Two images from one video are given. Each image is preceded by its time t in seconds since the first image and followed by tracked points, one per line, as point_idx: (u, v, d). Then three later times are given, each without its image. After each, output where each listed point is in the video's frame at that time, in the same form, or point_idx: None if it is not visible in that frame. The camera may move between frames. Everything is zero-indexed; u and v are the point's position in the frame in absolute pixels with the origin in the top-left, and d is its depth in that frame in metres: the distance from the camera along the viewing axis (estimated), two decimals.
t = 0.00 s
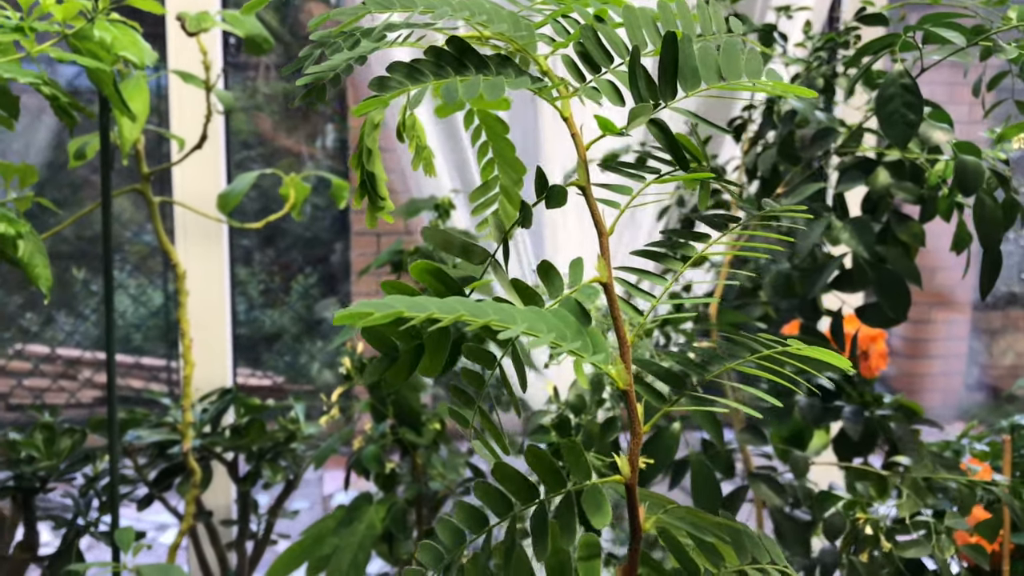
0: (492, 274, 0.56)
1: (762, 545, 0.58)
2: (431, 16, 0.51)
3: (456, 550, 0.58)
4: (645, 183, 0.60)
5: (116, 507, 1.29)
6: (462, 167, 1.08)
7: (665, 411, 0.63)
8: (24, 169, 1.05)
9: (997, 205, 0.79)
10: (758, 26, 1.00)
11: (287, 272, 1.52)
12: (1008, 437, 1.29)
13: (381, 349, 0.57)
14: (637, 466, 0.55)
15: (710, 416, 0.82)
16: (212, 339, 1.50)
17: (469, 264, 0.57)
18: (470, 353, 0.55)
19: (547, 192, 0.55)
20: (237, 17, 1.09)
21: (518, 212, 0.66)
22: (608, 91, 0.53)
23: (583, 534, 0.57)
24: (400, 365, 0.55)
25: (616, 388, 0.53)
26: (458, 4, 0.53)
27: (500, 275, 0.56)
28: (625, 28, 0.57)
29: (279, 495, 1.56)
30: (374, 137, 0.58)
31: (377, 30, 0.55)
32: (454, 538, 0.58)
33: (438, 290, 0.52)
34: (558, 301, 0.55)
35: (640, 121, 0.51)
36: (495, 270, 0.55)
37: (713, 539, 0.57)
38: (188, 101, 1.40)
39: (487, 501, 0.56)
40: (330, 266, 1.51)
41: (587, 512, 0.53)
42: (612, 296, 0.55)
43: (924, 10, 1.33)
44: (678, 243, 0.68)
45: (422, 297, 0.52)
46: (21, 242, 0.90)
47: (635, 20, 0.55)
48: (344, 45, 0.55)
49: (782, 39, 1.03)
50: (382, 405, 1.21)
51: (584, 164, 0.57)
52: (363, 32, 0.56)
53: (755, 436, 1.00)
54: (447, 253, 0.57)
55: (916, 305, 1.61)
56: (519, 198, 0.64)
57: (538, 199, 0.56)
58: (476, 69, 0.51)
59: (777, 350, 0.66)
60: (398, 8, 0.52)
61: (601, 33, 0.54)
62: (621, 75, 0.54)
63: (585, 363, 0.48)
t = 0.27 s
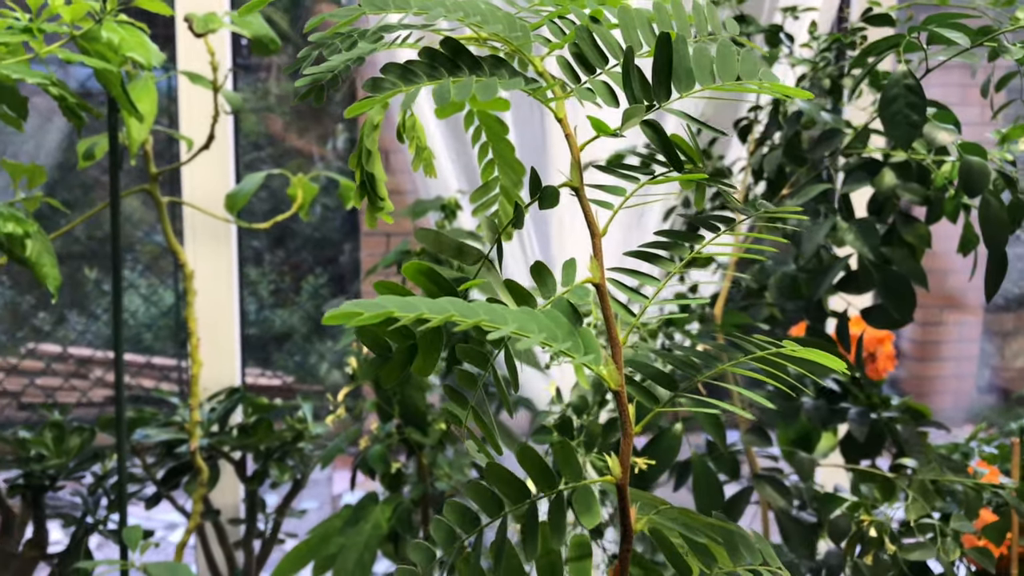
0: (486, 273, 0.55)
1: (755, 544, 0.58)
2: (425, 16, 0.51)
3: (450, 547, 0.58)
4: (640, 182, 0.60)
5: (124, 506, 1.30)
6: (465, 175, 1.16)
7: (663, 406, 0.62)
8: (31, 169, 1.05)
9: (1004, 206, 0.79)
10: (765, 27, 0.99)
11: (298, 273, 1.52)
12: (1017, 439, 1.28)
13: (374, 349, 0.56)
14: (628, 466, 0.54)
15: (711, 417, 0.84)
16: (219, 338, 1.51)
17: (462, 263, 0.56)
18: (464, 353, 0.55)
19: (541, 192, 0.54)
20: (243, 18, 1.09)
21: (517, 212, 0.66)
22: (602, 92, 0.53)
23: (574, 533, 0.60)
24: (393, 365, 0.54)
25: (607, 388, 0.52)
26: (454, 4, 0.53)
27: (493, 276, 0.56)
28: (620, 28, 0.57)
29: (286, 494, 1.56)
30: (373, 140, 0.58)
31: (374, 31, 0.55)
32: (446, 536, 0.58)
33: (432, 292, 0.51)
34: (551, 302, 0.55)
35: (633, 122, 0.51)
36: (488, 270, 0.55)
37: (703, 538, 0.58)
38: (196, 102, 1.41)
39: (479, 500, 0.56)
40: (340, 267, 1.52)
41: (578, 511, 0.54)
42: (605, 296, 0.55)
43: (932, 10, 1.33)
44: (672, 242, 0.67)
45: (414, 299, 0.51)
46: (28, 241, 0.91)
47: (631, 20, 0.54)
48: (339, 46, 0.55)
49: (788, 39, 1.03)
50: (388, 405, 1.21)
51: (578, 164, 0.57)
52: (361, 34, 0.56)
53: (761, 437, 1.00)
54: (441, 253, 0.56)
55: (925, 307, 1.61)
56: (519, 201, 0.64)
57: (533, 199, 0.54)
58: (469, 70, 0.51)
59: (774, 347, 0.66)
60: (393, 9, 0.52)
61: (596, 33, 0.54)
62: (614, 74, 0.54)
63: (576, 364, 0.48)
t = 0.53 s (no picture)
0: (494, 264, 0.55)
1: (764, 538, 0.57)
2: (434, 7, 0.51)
3: (456, 537, 0.58)
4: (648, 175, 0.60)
5: (134, 501, 1.30)
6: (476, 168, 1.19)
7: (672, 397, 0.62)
8: (44, 166, 1.06)
9: (1016, 204, 0.78)
10: (776, 24, 0.99)
11: (308, 271, 1.53)
12: None
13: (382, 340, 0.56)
14: (636, 457, 0.54)
15: (718, 411, 0.85)
16: (230, 335, 1.51)
17: (469, 255, 0.56)
18: (471, 344, 0.55)
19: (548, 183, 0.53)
20: (254, 15, 1.09)
21: (525, 206, 0.65)
22: (610, 84, 0.52)
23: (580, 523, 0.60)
24: (402, 356, 0.54)
25: (614, 378, 0.52)
26: None
27: (501, 266, 0.55)
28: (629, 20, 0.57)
29: (296, 491, 1.57)
30: (382, 133, 0.58)
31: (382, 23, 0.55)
32: (453, 527, 0.58)
33: (441, 283, 0.50)
34: (558, 292, 0.55)
35: (642, 112, 0.51)
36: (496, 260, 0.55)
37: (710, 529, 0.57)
38: (207, 99, 1.41)
39: (487, 491, 0.56)
40: (350, 266, 1.53)
41: (586, 503, 0.54)
42: (613, 287, 0.54)
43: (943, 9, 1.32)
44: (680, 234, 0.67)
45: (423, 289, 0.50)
46: (41, 237, 0.92)
47: (639, 12, 0.54)
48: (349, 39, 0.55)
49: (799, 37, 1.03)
50: (397, 402, 1.21)
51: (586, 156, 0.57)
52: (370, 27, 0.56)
53: (770, 434, 1.00)
54: (448, 244, 0.56)
55: (937, 306, 1.60)
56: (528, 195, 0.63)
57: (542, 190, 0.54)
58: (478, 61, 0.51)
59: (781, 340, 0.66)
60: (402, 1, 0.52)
61: (604, 25, 0.54)
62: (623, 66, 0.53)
63: (583, 354, 0.48)
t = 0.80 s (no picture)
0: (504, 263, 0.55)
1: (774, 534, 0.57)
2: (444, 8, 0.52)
3: (466, 536, 0.58)
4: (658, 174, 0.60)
5: (146, 500, 1.31)
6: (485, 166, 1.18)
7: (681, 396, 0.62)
8: (57, 166, 1.06)
9: None
10: (787, 24, 0.99)
11: (320, 272, 1.53)
12: None
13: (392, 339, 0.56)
14: (645, 456, 0.53)
15: (728, 414, 0.85)
16: (241, 335, 1.52)
17: (479, 254, 0.56)
18: (481, 343, 0.55)
19: (557, 182, 0.53)
20: (265, 16, 1.10)
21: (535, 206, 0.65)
22: (620, 84, 0.53)
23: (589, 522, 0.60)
24: (412, 354, 0.54)
25: (623, 376, 0.52)
26: None
27: (510, 265, 0.55)
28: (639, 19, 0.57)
29: (307, 490, 1.57)
30: (393, 134, 0.58)
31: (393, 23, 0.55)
32: (463, 525, 0.58)
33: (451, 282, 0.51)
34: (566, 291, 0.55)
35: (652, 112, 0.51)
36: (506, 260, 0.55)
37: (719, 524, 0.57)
38: (219, 100, 1.42)
39: (497, 488, 0.55)
40: (361, 266, 1.53)
41: (596, 501, 0.54)
42: (622, 286, 0.55)
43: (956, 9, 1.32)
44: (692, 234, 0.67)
45: (433, 288, 0.51)
46: (54, 237, 0.92)
47: (649, 12, 0.54)
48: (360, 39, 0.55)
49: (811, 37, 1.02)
50: (408, 402, 1.21)
51: (596, 155, 0.57)
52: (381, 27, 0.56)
53: (780, 435, 0.99)
54: (458, 243, 0.56)
55: (949, 307, 1.59)
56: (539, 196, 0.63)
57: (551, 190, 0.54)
58: (488, 61, 0.51)
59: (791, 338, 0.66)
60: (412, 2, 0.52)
61: (615, 25, 0.54)
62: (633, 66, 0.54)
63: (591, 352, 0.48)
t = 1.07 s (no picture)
0: (508, 255, 0.56)
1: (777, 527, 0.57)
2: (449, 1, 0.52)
3: (469, 525, 0.58)
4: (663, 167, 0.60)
5: (157, 496, 1.32)
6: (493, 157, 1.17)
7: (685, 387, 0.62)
8: (69, 164, 1.07)
9: None
10: (796, 22, 0.99)
11: (330, 271, 1.54)
12: None
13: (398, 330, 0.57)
14: (647, 445, 0.54)
15: (738, 411, 0.84)
16: (252, 333, 1.53)
17: (484, 245, 0.57)
18: (486, 334, 0.57)
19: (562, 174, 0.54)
20: (275, 14, 1.10)
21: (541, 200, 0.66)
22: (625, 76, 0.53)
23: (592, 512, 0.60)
24: (417, 344, 0.55)
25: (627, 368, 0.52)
26: None
27: (515, 257, 0.56)
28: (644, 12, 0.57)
29: (316, 488, 1.58)
30: (399, 129, 0.58)
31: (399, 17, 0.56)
32: (466, 514, 0.58)
33: (455, 273, 0.51)
34: (570, 282, 0.55)
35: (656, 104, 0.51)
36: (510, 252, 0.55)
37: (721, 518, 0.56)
38: (229, 98, 1.43)
39: (500, 477, 0.56)
40: (371, 266, 1.53)
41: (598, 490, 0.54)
42: (626, 278, 0.55)
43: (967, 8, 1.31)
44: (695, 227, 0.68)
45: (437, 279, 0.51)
46: (66, 234, 0.93)
47: (654, 5, 0.55)
48: (367, 34, 0.56)
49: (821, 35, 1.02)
50: (416, 399, 1.21)
51: (600, 147, 0.57)
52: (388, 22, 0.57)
53: (788, 433, 0.99)
54: (463, 235, 0.57)
55: (961, 308, 1.58)
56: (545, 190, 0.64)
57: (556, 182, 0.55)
58: (493, 54, 0.52)
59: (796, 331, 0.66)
60: None
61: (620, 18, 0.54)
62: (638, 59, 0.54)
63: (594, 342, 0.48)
